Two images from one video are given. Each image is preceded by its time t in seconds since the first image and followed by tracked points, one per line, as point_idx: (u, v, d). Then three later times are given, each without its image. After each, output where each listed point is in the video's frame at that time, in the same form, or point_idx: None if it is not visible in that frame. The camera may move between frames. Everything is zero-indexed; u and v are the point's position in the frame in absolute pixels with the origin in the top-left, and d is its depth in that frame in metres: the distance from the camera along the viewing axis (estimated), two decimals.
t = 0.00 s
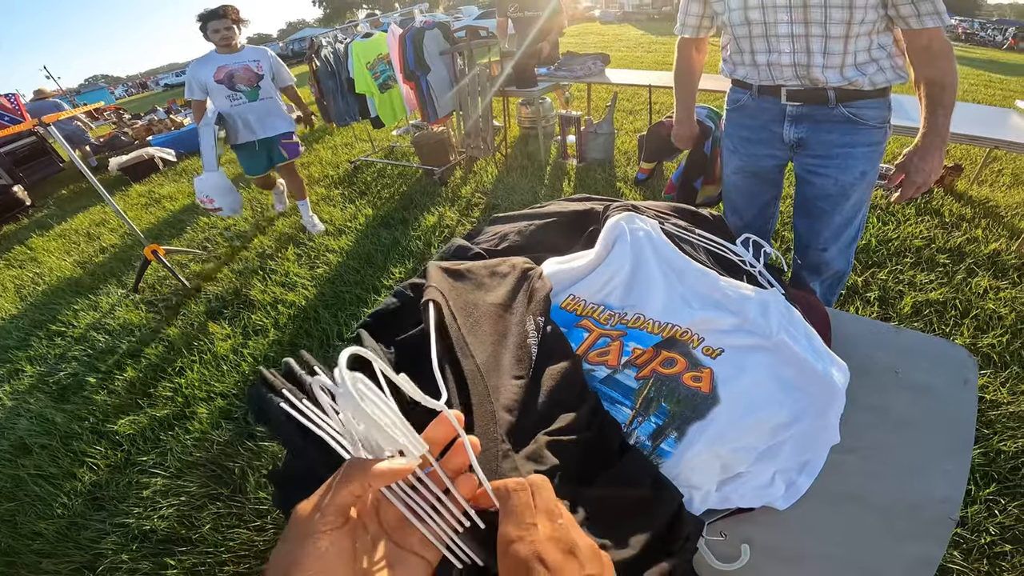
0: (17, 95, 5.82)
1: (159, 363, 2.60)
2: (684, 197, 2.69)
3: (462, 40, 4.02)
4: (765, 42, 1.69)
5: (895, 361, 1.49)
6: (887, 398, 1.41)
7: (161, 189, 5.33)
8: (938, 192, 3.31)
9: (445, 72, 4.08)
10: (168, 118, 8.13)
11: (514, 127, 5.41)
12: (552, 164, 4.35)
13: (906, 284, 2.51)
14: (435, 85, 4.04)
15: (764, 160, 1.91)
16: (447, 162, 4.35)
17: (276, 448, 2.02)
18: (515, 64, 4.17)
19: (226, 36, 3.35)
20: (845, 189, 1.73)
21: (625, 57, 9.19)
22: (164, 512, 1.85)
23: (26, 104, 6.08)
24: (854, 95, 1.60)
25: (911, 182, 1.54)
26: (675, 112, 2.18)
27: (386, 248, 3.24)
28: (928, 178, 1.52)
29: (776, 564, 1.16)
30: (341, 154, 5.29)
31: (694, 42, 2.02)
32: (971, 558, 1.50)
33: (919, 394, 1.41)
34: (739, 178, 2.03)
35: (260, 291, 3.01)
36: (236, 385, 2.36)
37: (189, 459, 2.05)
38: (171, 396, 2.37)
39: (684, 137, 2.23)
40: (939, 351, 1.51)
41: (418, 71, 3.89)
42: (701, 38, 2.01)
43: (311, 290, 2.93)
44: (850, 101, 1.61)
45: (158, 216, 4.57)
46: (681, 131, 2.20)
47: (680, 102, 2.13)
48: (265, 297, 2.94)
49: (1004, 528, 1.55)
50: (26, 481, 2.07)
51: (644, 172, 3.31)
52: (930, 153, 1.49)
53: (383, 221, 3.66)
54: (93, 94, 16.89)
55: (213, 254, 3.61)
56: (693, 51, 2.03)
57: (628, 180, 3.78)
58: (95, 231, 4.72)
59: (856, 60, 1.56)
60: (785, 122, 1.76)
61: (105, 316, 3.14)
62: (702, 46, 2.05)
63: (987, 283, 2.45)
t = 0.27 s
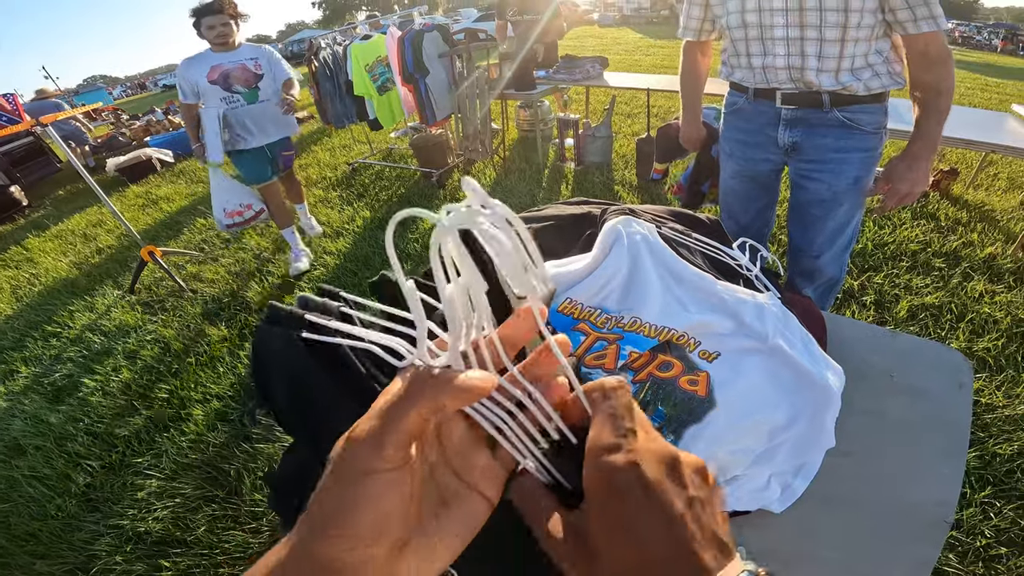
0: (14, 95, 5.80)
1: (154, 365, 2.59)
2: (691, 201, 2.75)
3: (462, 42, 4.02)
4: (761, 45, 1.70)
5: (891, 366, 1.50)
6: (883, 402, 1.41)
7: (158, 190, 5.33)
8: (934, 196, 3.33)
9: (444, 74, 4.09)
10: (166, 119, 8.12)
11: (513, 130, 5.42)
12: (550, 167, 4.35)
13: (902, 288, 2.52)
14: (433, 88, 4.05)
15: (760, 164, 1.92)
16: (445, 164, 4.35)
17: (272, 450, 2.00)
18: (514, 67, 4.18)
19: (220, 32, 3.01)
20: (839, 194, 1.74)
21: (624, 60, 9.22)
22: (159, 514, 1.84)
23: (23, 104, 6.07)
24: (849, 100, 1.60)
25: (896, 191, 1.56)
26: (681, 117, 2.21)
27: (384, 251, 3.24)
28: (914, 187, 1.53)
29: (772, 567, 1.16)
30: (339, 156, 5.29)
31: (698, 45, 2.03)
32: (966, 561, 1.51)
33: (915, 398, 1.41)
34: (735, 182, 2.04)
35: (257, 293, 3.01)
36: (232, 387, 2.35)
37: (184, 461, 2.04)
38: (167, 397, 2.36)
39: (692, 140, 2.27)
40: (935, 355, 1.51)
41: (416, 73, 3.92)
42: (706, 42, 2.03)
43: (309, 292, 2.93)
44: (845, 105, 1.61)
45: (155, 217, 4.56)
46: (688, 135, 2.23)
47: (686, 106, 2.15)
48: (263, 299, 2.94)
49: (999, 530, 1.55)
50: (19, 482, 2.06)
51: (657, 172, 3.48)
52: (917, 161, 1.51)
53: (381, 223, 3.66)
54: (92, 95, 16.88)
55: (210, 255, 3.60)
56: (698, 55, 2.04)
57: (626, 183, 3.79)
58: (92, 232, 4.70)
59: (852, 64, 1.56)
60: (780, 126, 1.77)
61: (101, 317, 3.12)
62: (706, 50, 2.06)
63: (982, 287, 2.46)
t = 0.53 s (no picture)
0: (13, 96, 5.80)
1: (150, 367, 2.58)
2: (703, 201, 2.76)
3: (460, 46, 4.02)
4: (750, 50, 1.73)
5: (884, 371, 1.51)
6: (875, 407, 1.42)
7: (156, 191, 5.32)
8: (929, 201, 3.35)
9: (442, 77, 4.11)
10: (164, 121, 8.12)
11: (511, 133, 5.44)
12: (548, 170, 4.37)
13: (896, 292, 2.53)
14: (431, 91, 4.08)
15: (750, 168, 1.94)
16: (443, 167, 4.35)
17: (267, 453, 2.00)
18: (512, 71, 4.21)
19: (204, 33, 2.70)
20: (824, 200, 1.74)
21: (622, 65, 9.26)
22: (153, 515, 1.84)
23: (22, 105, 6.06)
24: (835, 105, 1.60)
25: (885, 200, 1.56)
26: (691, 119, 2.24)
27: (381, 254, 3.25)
28: (904, 194, 1.53)
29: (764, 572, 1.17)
30: (337, 158, 5.30)
31: (706, 49, 2.04)
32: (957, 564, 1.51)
33: (907, 404, 1.42)
34: (728, 185, 2.05)
35: (253, 295, 3.01)
36: (227, 390, 2.34)
37: (178, 463, 2.04)
38: (162, 399, 2.36)
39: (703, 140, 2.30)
40: (927, 360, 1.52)
41: (414, 76, 3.95)
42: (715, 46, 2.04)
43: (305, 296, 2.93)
44: (832, 111, 1.62)
45: (152, 219, 4.55)
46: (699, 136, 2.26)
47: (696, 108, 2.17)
48: (259, 302, 2.94)
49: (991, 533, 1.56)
50: (11, 483, 2.05)
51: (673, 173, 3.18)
52: (909, 169, 1.51)
53: (378, 226, 3.66)
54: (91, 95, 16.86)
55: (207, 257, 3.60)
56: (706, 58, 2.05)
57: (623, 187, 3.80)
58: (89, 233, 4.70)
59: (839, 70, 1.56)
60: (770, 130, 1.78)
61: (96, 319, 3.12)
62: (714, 53, 2.06)
63: (976, 292, 2.47)
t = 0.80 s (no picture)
0: (17, 94, 5.81)
1: (151, 367, 2.58)
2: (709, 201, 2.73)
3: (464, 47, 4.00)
4: (757, 53, 1.74)
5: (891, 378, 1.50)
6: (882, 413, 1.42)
7: (158, 191, 5.33)
8: (932, 205, 3.34)
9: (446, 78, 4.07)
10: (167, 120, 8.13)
11: (514, 135, 5.44)
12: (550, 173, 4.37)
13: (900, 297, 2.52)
14: (435, 92, 4.05)
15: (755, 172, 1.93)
16: (446, 168, 4.35)
17: (269, 454, 1.99)
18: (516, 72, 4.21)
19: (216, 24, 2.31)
20: (826, 204, 1.74)
21: (625, 67, 9.26)
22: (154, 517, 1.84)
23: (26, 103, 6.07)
24: (841, 110, 1.61)
25: (887, 207, 1.47)
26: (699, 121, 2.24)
27: (383, 255, 3.25)
28: (907, 202, 1.45)
29: None
30: (340, 159, 5.30)
31: (718, 51, 2.04)
32: (960, 569, 1.51)
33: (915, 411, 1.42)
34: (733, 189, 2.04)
35: (255, 295, 3.01)
36: (229, 391, 2.34)
37: (179, 464, 2.03)
38: (163, 399, 2.36)
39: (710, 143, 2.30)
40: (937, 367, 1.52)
41: (419, 78, 3.94)
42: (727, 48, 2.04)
43: (307, 297, 2.93)
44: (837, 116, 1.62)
45: (154, 218, 4.56)
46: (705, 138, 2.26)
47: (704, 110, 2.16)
48: (261, 302, 2.94)
49: (994, 538, 1.55)
50: (11, 482, 2.04)
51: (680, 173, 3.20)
52: (913, 176, 1.45)
53: (381, 226, 3.66)
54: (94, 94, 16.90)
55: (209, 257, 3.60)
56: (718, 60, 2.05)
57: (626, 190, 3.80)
58: (91, 232, 4.70)
59: (844, 75, 1.57)
60: (773, 133, 1.75)
61: (98, 318, 3.12)
62: (726, 55, 2.06)
63: (980, 298, 2.46)
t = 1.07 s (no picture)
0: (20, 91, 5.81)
1: (153, 366, 2.57)
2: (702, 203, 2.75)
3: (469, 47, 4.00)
4: (776, 57, 1.72)
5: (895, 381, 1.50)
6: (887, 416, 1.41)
7: (160, 189, 5.32)
8: (937, 209, 3.33)
9: (450, 78, 4.09)
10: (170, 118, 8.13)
11: (517, 136, 5.44)
12: (554, 174, 4.36)
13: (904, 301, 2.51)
14: (440, 92, 4.05)
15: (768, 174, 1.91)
16: (449, 168, 4.34)
17: (271, 455, 1.98)
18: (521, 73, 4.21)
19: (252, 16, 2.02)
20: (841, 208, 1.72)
21: (628, 68, 9.27)
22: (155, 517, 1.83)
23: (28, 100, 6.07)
24: (857, 114, 1.61)
25: (892, 208, 1.47)
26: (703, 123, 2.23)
27: (386, 255, 3.25)
28: (915, 203, 1.45)
29: None
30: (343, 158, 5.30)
31: (729, 54, 2.03)
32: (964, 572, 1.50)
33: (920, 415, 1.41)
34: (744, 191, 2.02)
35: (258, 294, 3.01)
36: (231, 390, 2.33)
37: (181, 464, 2.03)
38: (165, 398, 2.35)
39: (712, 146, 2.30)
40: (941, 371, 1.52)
41: (424, 77, 3.93)
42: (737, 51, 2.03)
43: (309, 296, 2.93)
44: (854, 119, 1.62)
45: (156, 216, 4.55)
46: (709, 140, 2.25)
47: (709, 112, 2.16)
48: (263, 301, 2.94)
49: (998, 541, 1.55)
50: (12, 481, 2.04)
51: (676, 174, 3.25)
52: (920, 178, 1.44)
53: (384, 227, 3.65)
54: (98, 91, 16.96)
55: (212, 256, 3.59)
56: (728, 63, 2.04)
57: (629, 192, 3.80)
58: (93, 229, 4.70)
59: (863, 80, 1.56)
60: (790, 136, 1.76)
61: (100, 316, 3.11)
62: (737, 58, 2.05)
63: (984, 302, 2.46)
